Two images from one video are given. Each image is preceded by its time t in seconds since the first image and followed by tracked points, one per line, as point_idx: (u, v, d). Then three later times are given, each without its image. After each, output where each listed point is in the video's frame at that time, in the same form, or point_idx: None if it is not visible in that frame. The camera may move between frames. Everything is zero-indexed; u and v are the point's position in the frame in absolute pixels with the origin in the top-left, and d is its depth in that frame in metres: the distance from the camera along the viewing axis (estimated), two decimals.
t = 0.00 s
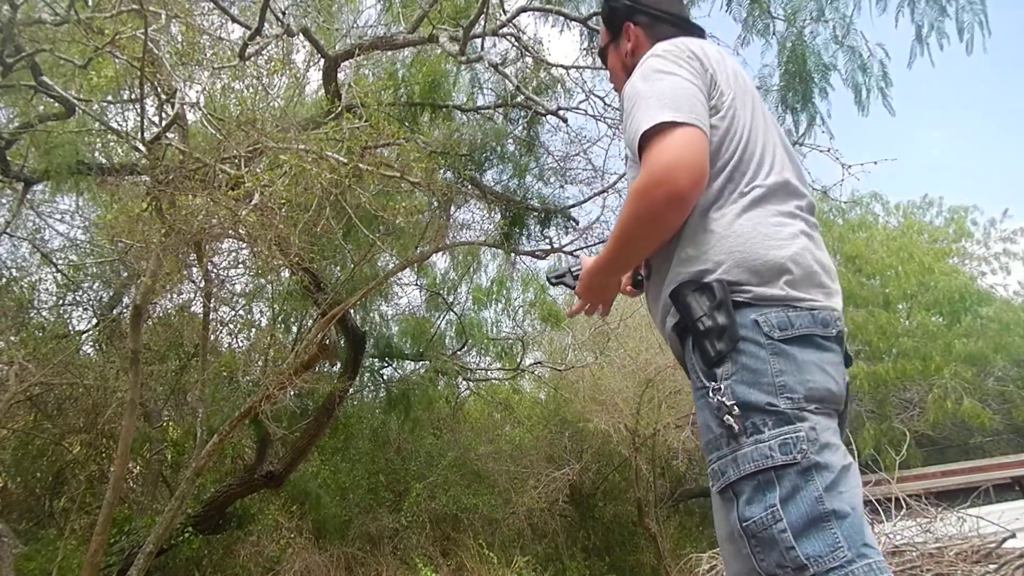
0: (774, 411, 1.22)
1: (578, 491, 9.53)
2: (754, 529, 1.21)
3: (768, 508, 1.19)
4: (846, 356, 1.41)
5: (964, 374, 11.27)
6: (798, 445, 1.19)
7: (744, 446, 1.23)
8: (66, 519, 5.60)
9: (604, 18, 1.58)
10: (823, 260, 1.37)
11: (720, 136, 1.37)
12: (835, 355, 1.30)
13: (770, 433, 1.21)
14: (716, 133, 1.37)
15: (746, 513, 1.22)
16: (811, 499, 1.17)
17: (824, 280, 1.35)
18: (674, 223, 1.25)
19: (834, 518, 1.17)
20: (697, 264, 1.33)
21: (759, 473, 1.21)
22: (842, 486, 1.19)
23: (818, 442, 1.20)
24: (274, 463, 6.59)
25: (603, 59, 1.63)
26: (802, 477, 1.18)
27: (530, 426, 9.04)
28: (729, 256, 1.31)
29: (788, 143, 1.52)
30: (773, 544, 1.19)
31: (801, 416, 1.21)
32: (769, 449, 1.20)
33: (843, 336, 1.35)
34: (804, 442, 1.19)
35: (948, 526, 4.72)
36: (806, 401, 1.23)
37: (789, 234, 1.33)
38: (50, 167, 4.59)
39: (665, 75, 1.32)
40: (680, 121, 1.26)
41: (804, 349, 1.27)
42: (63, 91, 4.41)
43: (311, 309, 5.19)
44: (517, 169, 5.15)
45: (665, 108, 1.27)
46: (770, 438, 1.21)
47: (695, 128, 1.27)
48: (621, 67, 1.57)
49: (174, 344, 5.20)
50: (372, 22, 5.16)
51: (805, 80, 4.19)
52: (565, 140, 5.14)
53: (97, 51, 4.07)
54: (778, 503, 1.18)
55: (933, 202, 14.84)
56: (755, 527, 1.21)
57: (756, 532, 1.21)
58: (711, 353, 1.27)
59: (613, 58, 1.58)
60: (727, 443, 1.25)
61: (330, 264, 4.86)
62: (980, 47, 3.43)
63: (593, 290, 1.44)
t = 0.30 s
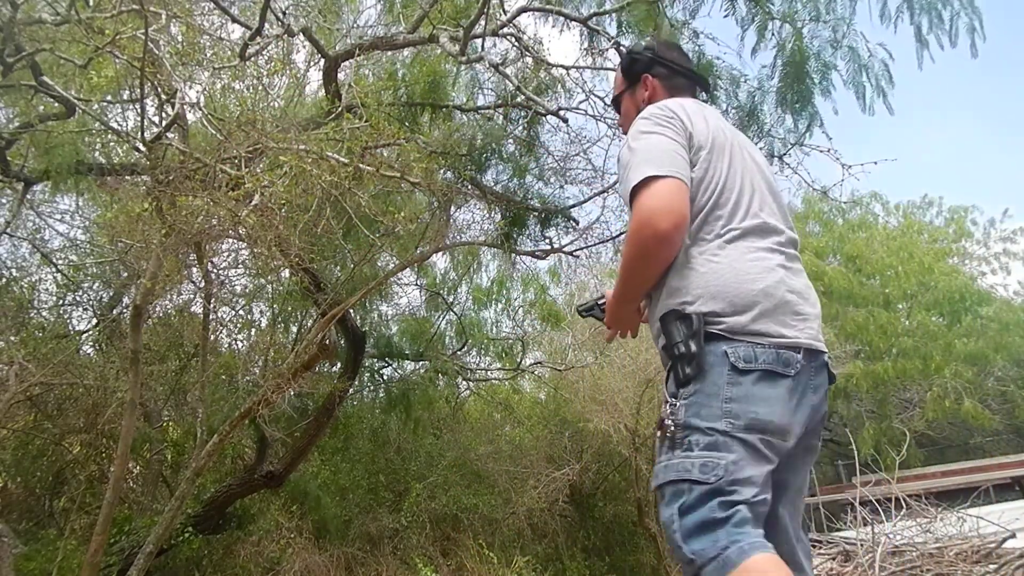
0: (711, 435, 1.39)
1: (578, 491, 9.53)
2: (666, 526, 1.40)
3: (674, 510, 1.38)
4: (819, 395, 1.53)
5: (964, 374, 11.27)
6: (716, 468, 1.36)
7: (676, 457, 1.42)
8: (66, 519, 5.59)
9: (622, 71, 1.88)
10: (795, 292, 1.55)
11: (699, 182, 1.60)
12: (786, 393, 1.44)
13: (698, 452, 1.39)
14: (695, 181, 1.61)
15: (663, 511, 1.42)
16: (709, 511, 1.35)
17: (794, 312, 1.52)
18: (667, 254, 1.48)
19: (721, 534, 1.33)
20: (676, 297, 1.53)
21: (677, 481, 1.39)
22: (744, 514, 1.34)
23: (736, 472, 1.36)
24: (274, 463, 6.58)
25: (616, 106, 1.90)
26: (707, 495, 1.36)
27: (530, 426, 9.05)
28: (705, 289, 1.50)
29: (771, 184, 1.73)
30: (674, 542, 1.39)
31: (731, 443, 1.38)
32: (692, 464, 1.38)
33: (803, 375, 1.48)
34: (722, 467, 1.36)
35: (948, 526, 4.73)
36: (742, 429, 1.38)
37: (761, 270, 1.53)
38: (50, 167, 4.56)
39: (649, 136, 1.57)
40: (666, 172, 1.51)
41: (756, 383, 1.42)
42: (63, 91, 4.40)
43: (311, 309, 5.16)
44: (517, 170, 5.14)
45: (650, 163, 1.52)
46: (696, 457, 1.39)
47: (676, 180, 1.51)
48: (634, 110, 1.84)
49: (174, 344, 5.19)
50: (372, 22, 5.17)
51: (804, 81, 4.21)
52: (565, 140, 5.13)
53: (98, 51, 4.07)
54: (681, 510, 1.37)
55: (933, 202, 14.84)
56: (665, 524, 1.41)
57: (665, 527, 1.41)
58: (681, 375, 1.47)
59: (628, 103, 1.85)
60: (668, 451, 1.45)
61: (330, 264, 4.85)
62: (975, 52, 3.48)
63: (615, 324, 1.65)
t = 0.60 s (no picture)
0: (685, 443, 1.58)
1: (578, 491, 9.53)
2: (642, 522, 1.61)
3: (651, 514, 1.59)
4: (800, 386, 1.64)
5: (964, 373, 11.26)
6: (688, 476, 1.55)
7: (654, 461, 1.62)
8: (66, 519, 5.60)
9: (649, 85, 2.10)
10: (776, 290, 1.66)
11: (709, 181, 1.74)
12: (756, 394, 1.58)
13: (673, 459, 1.58)
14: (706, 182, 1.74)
15: (642, 509, 1.62)
16: (682, 519, 1.55)
17: (774, 307, 1.64)
18: (671, 243, 1.60)
19: (693, 541, 1.53)
20: (663, 288, 1.70)
21: (656, 486, 1.59)
22: (716, 519, 1.53)
23: (705, 481, 1.54)
24: (274, 463, 6.59)
25: (640, 115, 2.07)
26: (682, 502, 1.56)
27: (530, 426, 9.05)
28: (688, 282, 1.66)
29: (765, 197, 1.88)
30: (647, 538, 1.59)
31: (703, 453, 1.55)
32: (667, 471, 1.58)
33: (778, 370, 1.60)
34: (692, 475, 1.55)
35: (948, 526, 4.73)
36: (711, 434, 1.55)
37: (742, 267, 1.66)
38: (51, 167, 4.47)
39: (676, 132, 1.68)
40: (688, 163, 1.62)
41: (727, 386, 1.58)
42: (63, 92, 4.32)
43: (311, 309, 5.16)
44: (516, 170, 5.17)
45: (675, 154, 1.63)
46: (671, 465, 1.58)
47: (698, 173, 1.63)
48: (664, 119, 2.05)
49: (174, 344, 5.19)
50: (372, 22, 5.18)
51: (803, 81, 4.22)
52: (565, 141, 5.14)
53: (98, 51, 4.06)
54: (657, 515, 1.58)
55: (933, 202, 14.84)
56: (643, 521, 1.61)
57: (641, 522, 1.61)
58: (656, 382, 1.64)
59: (658, 113, 2.06)
60: (649, 454, 1.64)
61: (331, 264, 4.84)
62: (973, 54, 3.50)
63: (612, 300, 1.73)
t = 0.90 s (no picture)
0: (686, 456, 1.59)
1: (578, 490, 9.52)
2: (648, 536, 1.63)
3: (658, 528, 1.61)
4: (791, 394, 1.65)
5: (964, 373, 11.26)
6: (692, 488, 1.57)
7: (657, 475, 1.63)
8: (66, 519, 5.60)
9: (630, 98, 1.99)
10: (764, 305, 1.67)
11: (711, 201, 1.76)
12: (753, 404, 1.58)
13: (676, 473, 1.60)
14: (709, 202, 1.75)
15: (647, 523, 1.64)
16: (689, 531, 1.57)
17: (761, 322, 1.65)
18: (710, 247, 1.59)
19: (701, 551, 1.55)
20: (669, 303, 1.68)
21: (660, 500, 1.61)
22: (721, 528, 1.56)
23: (708, 492, 1.56)
24: (274, 463, 6.58)
25: (620, 132, 1.97)
26: (688, 514, 1.58)
27: (530, 426, 9.04)
28: (689, 300, 1.66)
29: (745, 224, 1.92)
30: (655, 552, 1.61)
31: (704, 465, 1.57)
32: (671, 485, 1.60)
33: (774, 381, 1.61)
34: (696, 487, 1.56)
35: (948, 526, 4.73)
36: (710, 446, 1.57)
37: (735, 284, 1.67)
38: (53, 167, 4.39)
39: (687, 150, 1.69)
40: (711, 175, 1.64)
41: (726, 398, 1.59)
42: (63, 91, 4.27)
43: (311, 309, 5.14)
44: (517, 171, 5.15)
45: (697, 167, 1.63)
46: (674, 479, 1.60)
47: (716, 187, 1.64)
48: (646, 139, 1.98)
49: (174, 344, 5.19)
50: (373, 22, 5.19)
51: (804, 82, 4.20)
52: (565, 141, 5.15)
53: (98, 51, 4.06)
54: (665, 527, 1.59)
55: (932, 202, 14.85)
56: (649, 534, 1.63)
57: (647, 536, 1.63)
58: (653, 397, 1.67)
59: (639, 131, 1.97)
60: (651, 467, 1.66)
61: (331, 265, 4.84)
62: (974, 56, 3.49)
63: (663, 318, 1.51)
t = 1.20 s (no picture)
0: (652, 472, 1.60)
1: (578, 490, 9.51)
2: (617, 551, 1.63)
3: (628, 543, 1.61)
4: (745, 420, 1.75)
5: (964, 373, 11.26)
6: (658, 502, 1.58)
7: (624, 492, 1.64)
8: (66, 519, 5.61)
9: (606, 107, 1.95)
10: (727, 339, 1.73)
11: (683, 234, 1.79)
12: (714, 425, 1.63)
13: (642, 488, 1.61)
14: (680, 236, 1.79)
15: (616, 539, 1.64)
16: (657, 543, 1.58)
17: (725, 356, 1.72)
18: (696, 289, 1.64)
19: (668, 563, 1.56)
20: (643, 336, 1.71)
21: (627, 515, 1.62)
22: (687, 540, 1.58)
23: (674, 505, 1.58)
24: (274, 463, 6.58)
25: (596, 142, 1.94)
26: (655, 527, 1.59)
27: (530, 426, 9.03)
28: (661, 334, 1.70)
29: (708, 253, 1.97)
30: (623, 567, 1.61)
31: (668, 479, 1.59)
32: (637, 500, 1.60)
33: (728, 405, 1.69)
34: (661, 501, 1.58)
35: (947, 526, 4.74)
36: (672, 464, 1.59)
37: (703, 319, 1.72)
38: (53, 168, 4.41)
39: (663, 187, 1.72)
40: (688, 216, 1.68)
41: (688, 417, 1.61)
42: (63, 91, 4.29)
43: (311, 309, 5.13)
44: (517, 171, 5.16)
45: (676, 209, 1.67)
46: (640, 494, 1.60)
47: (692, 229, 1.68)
48: (620, 152, 1.95)
49: (174, 344, 5.20)
50: (372, 22, 5.19)
51: (805, 83, 4.20)
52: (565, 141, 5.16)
53: (97, 51, 4.06)
54: (634, 541, 1.60)
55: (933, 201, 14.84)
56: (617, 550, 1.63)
57: (616, 551, 1.63)
58: (620, 418, 1.69)
59: (614, 143, 1.94)
60: (618, 484, 1.66)
61: (331, 265, 4.84)
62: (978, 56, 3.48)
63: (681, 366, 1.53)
